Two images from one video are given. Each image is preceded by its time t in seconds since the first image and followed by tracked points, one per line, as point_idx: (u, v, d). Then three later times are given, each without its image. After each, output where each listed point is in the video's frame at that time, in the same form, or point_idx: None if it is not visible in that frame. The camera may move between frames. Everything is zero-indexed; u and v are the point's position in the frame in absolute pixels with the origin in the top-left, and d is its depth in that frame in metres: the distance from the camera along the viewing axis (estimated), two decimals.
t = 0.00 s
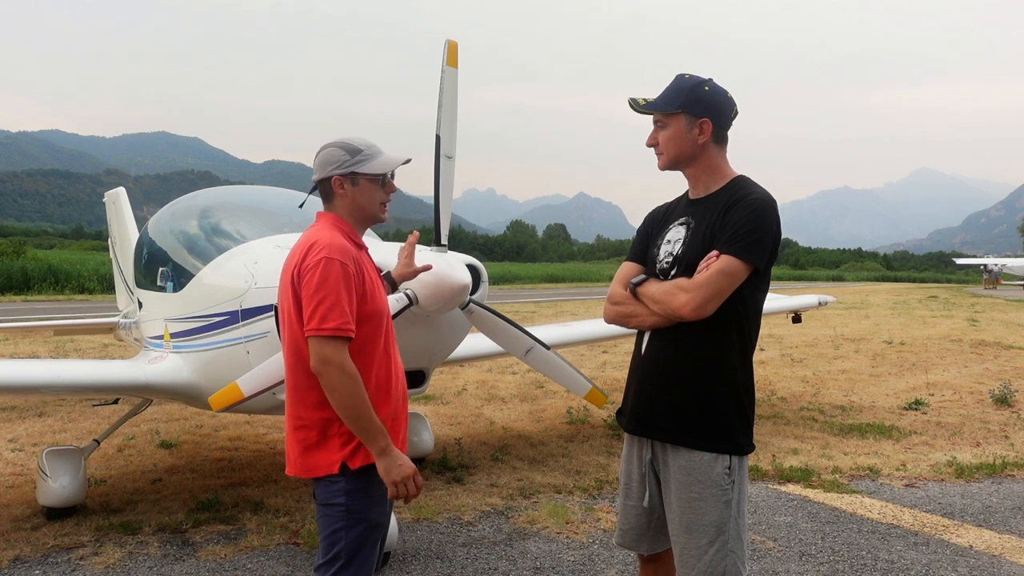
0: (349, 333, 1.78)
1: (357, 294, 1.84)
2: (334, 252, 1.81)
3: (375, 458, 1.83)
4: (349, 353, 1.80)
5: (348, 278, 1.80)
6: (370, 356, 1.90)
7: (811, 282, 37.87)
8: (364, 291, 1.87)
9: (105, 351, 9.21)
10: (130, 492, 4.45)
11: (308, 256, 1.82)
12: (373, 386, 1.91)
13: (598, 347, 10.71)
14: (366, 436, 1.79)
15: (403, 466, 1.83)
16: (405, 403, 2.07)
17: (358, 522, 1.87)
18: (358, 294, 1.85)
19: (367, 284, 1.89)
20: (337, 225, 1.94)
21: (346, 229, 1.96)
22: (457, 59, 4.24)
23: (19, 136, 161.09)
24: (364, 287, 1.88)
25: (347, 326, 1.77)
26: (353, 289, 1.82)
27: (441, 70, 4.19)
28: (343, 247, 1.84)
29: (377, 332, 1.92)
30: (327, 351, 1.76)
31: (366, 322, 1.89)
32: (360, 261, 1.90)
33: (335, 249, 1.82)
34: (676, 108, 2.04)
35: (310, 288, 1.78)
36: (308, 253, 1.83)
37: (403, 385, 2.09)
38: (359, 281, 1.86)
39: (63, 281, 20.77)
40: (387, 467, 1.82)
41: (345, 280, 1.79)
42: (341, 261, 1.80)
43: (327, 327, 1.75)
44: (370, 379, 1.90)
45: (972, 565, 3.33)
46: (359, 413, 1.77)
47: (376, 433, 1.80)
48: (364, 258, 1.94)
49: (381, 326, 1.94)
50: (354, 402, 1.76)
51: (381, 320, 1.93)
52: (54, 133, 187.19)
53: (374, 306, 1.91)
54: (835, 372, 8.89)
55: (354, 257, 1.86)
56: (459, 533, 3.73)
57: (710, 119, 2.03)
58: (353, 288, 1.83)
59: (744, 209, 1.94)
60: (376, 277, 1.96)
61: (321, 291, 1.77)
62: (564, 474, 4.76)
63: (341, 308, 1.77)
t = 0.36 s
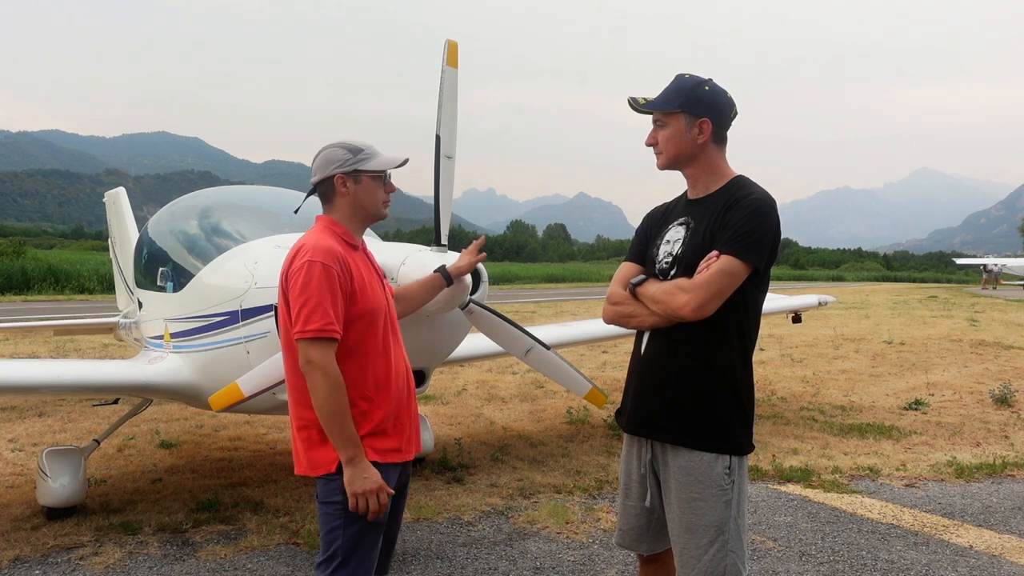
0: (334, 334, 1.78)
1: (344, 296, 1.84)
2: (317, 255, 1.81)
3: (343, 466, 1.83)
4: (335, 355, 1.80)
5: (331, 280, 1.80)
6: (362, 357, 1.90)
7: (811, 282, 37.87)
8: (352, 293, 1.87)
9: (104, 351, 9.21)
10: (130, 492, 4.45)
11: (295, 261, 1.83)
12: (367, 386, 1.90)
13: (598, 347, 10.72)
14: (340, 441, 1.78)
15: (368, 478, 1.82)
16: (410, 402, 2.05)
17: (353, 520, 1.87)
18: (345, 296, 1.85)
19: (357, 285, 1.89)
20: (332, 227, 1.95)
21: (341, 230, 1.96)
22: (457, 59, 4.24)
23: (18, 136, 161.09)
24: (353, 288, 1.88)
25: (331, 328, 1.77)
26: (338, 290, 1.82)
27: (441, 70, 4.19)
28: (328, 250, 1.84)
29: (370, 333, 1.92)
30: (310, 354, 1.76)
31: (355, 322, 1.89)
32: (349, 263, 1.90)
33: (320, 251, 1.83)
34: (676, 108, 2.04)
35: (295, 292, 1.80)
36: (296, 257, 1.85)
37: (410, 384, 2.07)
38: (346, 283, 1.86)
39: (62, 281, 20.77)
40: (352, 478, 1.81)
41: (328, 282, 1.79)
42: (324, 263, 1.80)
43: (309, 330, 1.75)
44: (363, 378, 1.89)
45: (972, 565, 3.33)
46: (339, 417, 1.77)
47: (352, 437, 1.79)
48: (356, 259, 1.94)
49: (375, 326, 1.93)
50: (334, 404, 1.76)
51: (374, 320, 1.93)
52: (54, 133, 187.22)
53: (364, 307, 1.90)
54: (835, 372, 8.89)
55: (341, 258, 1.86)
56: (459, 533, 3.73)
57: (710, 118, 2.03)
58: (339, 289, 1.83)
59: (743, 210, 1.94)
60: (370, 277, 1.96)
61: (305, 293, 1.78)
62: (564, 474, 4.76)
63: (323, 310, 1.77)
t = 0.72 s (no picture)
0: (322, 333, 1.79)
1: (340, 295, 1.85)
2: (315, 254, 1.82)
3: (310, 466, 1.83)
4: (321, 354, 1.80)
5: (326, 279, 1.81)
6: (355, 357, 1.90)
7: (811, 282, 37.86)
8: (349, 293, 1.87)
9: (105, 351, 9.21)
10: (130, 492, 4.45)
11: (295, 258, 1.86)
12: (360, 385, 1.90)
13: (598, 347, 10.72)
14: (312, 440, 1.79)
15: (330, 481, 1.80)
16: (411, 403, 2.03)
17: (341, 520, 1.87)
18: (341, 296, 1.85)
19: (355, 285, 1.90)
20: (338, 226, 1.95)
21: (349, 230, 1.96)
22: (457, 59, 4.24)
23: (18, 136, 161.07)
24: (350, 288, 1.88)
25: (319, 328, 1.78)
26: (333, 289, 1.82)
27: (441, 70, 4.19)
28: (327, 249, 1.85)
29: (366, 333, 1.92)
30: (297, 352, 1.78)
31: (352, 321, 1.89)
32: (350, 263, 1.90)
33: (318, 250, 1.84)
34: (675, 105, 2.04)
35: (291, 289, 1.82)
36: (298, 254, 1.87)
37: (412, 387, 2.05)
38: (343, 282, 1.86)
39: (62, 281, 20.76)
40: (314, 479, 1.80)
41: (322, 282, 1.80)
42: (320, 263, 1.81)
43: (298, 329, 1.77)
44: (355, 378, 1.89)
45: (972, 565, 3.33)
46: (315, 417, 1.78)
47: (321, 438, 1.79)
48: (359, 260, 1.94)
49: (373, 327, 1.93)
50: (312, 404, 1.78)
51: (373, 320, 1.93)
52: (54, 133, 187.20)
53: (362, 307, 1.91)
54: (835, 372, 8.89)
55: (340, 258, 1.86)
56: (459, 533, 3.74)
57: (709, 116, 2.03)
58: (335, 288, 1.83)
59: (743, 210, 1.94)
60: (373, 277, 1.96)
61: (298, 291, 1.79)
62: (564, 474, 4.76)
63: (312, 309, 1.78)
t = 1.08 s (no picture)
0: (323, 330, 1.78)
1: (340, 293, 1.85)
2: (316, 251, 1.82)
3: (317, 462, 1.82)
4: (323, 351, 1.80)
5: (326, 276, 1.80)
6: (354, 355, 1.90)
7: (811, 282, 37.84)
8: (348, 291, 1.87)
9: (105, 351, 9.20)
10: (130, 492, 4.45)
11: (296, 255, 1.85)
12: (358, 384, 1.90)
13: (598, 347, 10.72)
14: (318, 435, 1.79)
15: (340, 476, 1.80)
16: (408, 403, 2.03)
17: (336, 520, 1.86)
18: (341, 293, 1.85)
19: (354, 282, 1.90)
20: (337, 224, 1.95)
21: (348, 227, 1.96)
22: (457, 59, 4.24)
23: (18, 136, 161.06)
24: (349, 285, 1.88)
25: (321, 325, 1.78)
26: (333, 287, 1.82)
27: (441, 70, 4.18)
28: (327, 246, 1.85)
29: (366, 331, 1.92)
30: (299, 348, 1.78)
31: (351, 319, 1.89)
32: (349, 260, 1.90)
33: (319, 247, 1.84)
34: (680, 106, 2.04)
35: (291, 286, 1.81)
36: (298, 251, 1.87)
37: (410, 384, 2.06)
38: (343, 279, 1.86)
39: (62, 281, 20.76)
40: (324, 474, 1.80)
41: (323, 279, 1.80)
42: (321, 260, 1.81)
43: (299, 325, 1.77)
44: (353, 377, 1.90)
45: (972, 565, 3.33)
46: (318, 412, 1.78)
47: (325, 434, 1.79)
48: (358, 257, 1.94)
49: (372, 324, 1.93)
50: (315, 400, 1.77)
51: (372, 318, 1.93)
52: (54, 133, 187.18)
53: (361, 305, 1.90)
54: (835, 372, 8.89)
55: (339, 255, 1.86)
56: (459, 533, 3.74)
57: (714, 117, 2.03)
58: (335, 286, 1.83)
59: (749, 211, 1.94)
60: (372, 275, 1.96)
61: (299, 288, 1.79)
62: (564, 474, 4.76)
63: (314, 305, 1.78)
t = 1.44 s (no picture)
0: (318, 328, 1.78)
1: (332, 290, 1.85)
2: (307, 249, 1.82)
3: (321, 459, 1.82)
4: (318, 349, 1.80)
5: (318, 273, 1.80)
6: (350, 353, 1.90)
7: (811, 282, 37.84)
8: (341, 288, 1.88)
9: (105, 351, 9.20)
10: (130, 492, 4.45)
11: (288, 254, 1.85)
12: (353, 382, 1.90)
13: (598, 347, 10.72)
14: (319, 432, 1.79)
15: (346, 472, 1.80)
16: (405, 401, 2.03)
17: (332, 521, 1.86)
18: (334, 291, 1.85)
19: (347, 280, 1.90)
20: (329, 223, 1.96)
21: (339, 225, 1.96)
22: (457, 59, 4.24)
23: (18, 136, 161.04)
24: (341, 283, 1.88)
25: (315, 322, 1.78)
26: (325, 285, 1.82)
27: (441, 70, 4.19)
28: (318, 244, 1.85)
29: (360, 329, 1.92)
30: (293, 346, 1.78)
31: (345, 317, 1.89)
32: (341, 258, 1.90)
33: (310, 245, 1.84)
34: (683, 106, 2.03)
35: (284, 285, 1.82)
36: (290, 250, 1.87)
37: (407, 382, 2.05)
38: (335, 277, 1.86)
39: (62, 281, 20.76)
40: (330, 471, 1.80)
41: (315, 276, 1.80)
42: (312, 258, 1.81)
43: (293, 323, 1.77)
44: (348, 375, 1.90)
45: (972, 565, 3.33)
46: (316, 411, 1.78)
47: (325, 431, 1.79)
48: (351, 255, 1.94)
49: (366, 322, 1.93)
50: (314, 397, 1.77)
51: (365, 316, 1.93)
52: (54, 133, 187.17)
53: (354, 303, 1.90)
54: (835, 372, 8.89)
55: (331, 252, 1.86)
56: (459, 533, 3.74)
57: (717, 118, 2.03)
58: (328, 284, 1.83)
59: (751, 211, 1.94)
60: (365, 273, 1.96)
61: (292, 286, 1.79)
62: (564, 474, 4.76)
63: (307, 303, 1.78)
